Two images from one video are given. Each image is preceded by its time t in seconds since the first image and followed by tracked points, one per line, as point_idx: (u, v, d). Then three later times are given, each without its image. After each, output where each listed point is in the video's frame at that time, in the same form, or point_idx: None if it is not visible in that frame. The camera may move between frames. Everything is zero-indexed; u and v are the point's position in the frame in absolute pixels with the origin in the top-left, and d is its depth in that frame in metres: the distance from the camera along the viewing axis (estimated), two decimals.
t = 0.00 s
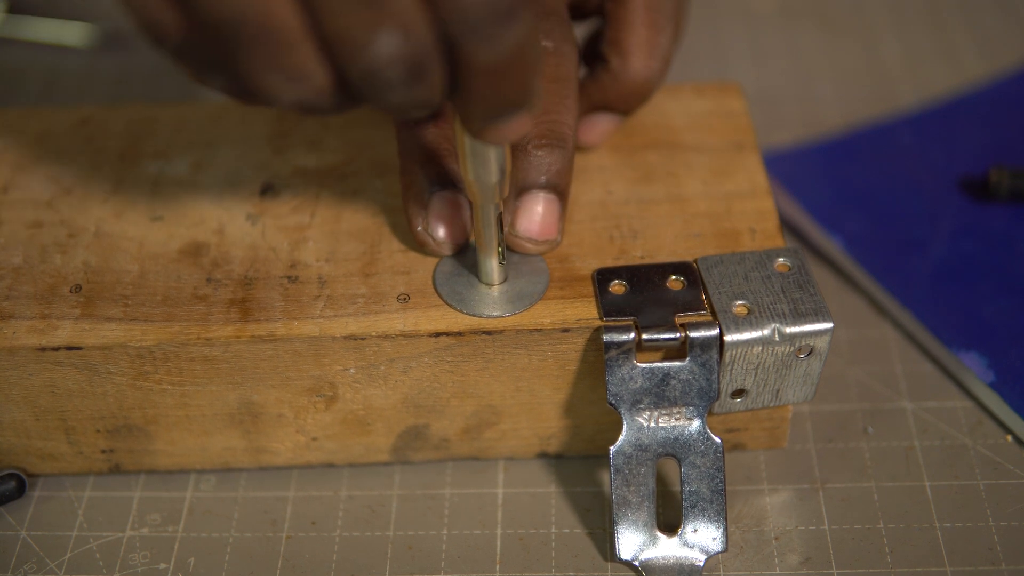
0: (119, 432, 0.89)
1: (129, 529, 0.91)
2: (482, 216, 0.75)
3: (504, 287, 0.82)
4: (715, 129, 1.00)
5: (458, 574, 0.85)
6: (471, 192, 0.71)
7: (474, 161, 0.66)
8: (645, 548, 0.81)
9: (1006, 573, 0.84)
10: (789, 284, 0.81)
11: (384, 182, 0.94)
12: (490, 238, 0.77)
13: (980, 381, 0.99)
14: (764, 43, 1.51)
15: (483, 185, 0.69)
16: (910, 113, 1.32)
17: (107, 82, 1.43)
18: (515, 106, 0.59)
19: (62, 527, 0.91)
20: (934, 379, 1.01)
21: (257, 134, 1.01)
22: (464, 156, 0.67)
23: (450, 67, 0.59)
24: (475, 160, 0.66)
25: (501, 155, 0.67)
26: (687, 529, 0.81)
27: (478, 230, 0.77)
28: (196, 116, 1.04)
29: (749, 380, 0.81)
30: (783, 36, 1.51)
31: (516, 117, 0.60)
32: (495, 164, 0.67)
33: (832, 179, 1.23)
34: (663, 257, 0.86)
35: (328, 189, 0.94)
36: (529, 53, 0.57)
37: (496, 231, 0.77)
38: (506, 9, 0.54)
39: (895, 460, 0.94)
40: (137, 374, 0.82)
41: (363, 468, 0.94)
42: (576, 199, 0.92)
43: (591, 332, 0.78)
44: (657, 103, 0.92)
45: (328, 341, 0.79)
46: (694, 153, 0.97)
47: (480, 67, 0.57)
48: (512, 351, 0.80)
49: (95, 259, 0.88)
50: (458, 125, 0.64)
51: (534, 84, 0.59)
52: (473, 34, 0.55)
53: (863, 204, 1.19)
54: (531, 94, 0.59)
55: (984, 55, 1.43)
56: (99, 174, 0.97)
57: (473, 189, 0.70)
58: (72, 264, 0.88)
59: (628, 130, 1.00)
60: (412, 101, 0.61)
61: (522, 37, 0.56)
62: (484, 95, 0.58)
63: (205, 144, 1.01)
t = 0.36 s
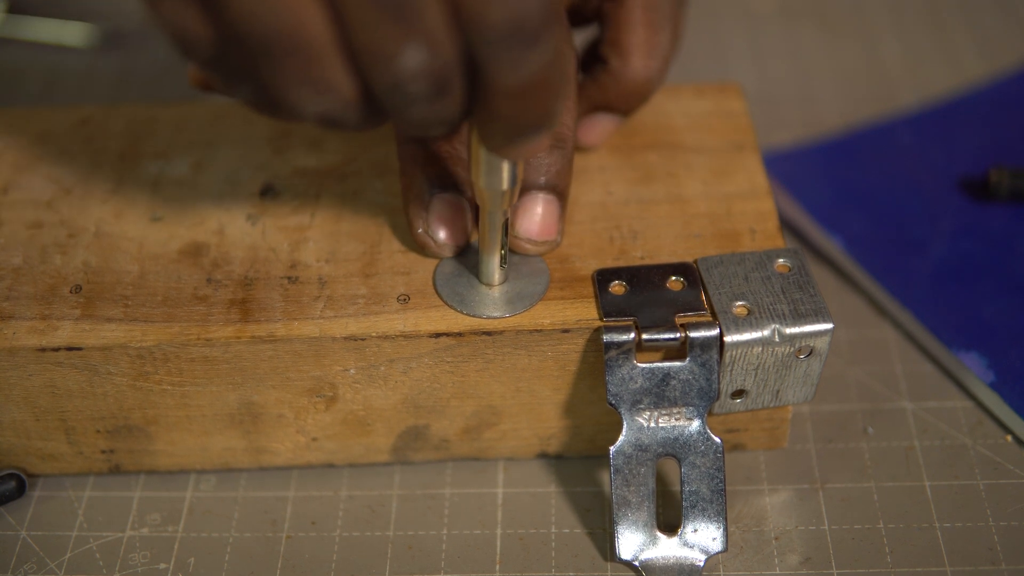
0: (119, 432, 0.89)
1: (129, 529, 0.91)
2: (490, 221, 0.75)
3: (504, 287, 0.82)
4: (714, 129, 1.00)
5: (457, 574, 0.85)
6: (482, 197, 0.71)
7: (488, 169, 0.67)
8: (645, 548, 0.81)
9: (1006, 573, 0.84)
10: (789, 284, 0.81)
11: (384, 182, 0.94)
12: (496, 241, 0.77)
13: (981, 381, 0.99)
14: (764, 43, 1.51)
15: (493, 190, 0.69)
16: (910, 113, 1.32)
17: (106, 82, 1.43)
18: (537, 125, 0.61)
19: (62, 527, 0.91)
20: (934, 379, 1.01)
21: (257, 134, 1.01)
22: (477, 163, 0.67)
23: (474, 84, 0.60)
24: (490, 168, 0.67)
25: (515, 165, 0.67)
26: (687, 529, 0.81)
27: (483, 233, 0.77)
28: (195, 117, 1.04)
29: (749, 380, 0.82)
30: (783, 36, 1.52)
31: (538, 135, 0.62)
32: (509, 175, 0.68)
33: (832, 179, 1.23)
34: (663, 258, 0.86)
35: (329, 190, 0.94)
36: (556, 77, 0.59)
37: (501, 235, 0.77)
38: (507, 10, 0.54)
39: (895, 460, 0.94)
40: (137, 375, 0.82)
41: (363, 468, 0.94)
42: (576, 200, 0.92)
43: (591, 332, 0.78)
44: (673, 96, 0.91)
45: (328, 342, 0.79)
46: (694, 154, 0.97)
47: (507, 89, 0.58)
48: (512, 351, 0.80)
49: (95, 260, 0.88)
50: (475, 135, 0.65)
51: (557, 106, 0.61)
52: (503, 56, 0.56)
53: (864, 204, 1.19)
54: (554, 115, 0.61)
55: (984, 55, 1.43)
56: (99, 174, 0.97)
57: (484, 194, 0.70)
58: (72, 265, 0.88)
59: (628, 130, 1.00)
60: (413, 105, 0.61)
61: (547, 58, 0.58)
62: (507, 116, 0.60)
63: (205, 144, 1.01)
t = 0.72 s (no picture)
0: (119, 432, 0.89)
1: (129, 529, 0.91)
2: (484, 221, 0.75)
3: (504, 288, 0.82)
4: (715, 129, 1.00)
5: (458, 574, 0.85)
6: (472, 197, 0.71)
7: (474, 170, 0.66)
8: (645, 548, 0.81)
9: (1006, 572, 0.84)
10: (789, 284, 0.81)
11: (384, 182, 0.94)
12: (491, 240, 0.77)
13: (980, 381, 0.99)
14: (764, 43, 1.51)
15: (482, 190, 0.69)
16: (910, 113, 1.32)
17: (107, 83, 1.43)
18: (516, 127, 0.60)
19: (62, 527, 0.91)
20: (934, 378, 1.01)
21: (257, 134, 1.01)
22: (463, 163, 0.67)
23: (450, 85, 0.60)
24: (475, 168, 0.67)
25: (503, 164, 0.67)
26: (687, 530, 0.81)
27: (479, 234, 0.77)
28: (195, 117, 1.04)
29: (749, 380, 0.82)
30: (783, 36, 1.51)
31: (518, 138, 0.61)
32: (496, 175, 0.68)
33: (832, 179, 1.23)
34: (663, 258, 0.86)
35: (328, 189, 0.94)
36: (531, 78, 0.58)
37: (496, 235, 0.77)
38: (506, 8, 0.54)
39: (895, 460, 0.94)
40: (137, 375, 0.82)
41: (363, 468, 0.94)
42: (576, 200, 0.92)
43: (591, 332, 0.78)
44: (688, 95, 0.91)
45: (328, 342, 0.79)
46: (694, 153, 0.97)
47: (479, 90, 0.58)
48: (512, 352, 0.80)
49: (95, 259, 0.88)
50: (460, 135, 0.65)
51: (537, 108, 0.60)
52: (476, 57, 0.56)
53: (863, 204, 1.19)
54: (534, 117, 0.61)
55: (984, 55, 1.43)
56: (99, 173, 0.97)
57: (474, 194, 0.70)
58: (72, 265, 0.88)
59: (628, 130, 1.00)
60: (408, 103, 0.61)
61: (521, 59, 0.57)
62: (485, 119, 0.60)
63: (205, 144, 1.01)
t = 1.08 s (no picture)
0: (119, 432, 0.89)
1: (129, 529, 0.91)
2: (480, 218, 0.75)
3: (504, 288, 0.82)
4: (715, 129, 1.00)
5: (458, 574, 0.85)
6: (467, 194, 0.71)
7: (468, 167, 0.67)
8: (645, 548, 0.81)
9: (1006, 573, 0.84)
10: (789, 284, 0.81)
11: (384, 182, 0.94)
12: (489, 238, 0.77)
13: (980, 381, 0.99)
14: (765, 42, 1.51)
15: (476, 186, 0.69)
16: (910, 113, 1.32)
17: (107, 83, 1.43)
18: (504, 122, 0.61)
19: (62, 527, 0.91)
20: (934, 379, 1.01)
21: (257, 135, 1.01)
22: (456, 161, 0.67)
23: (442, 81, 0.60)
24: (468, 164, 0.67)
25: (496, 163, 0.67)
26: (687, 530, 0.81)
27: (477, 234, 0.77)
28: (195, 117, 1.04)
29: (749, 381, 0.82)
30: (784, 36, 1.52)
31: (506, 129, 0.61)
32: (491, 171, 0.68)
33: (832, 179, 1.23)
34: (663, 258, 0.86)
35: (328, 190, 0.94)
36: (521, 72, 0.59)
37: (494, 233, 0.77)
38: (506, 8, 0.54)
39: (895, 460, 0.94)
40: (138, 375, 0.82)
41: (363, 468, 0.94)
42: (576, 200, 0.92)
43: (591, 332, 0.78)
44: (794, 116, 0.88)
45: (327, 342, 0.79)
46: (694, 153, 0.97)
47: (470, 85, 0.58)
48: (512, 352, 0.80)
49: (95, 260, 0.88)
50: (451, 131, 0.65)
51: (526, 104, 0.61)
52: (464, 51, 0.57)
53: (863, 204, 1.19)
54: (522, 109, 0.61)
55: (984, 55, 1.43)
56: (99, 173, 0.97)
57: (469, 191, 0.70)
58: (72, 265, 0.88)
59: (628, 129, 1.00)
60: (396, 98, 0.62)
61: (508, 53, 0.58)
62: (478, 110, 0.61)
63: (205, 144, 1.01)
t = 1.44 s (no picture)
0: (119, 432, 0.89)
1: (130, 529, 0.91)
2: (483, 219, 0.75)
3: (504, 287, 0.82)
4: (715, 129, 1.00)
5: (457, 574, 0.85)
6: (472, 194, 0.71)
7: (475, 166, 0.66)
8: (645, 548, 0.81)
9: (1006, 573, 0.84)
10: (789, 284, 0.81)
11: (384, 182, 0.94)
12: (491, 238, 0.77)
13: (980, 381, 0.99)
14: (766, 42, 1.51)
15: (482, 186, 0.69)
16: (910, 113, 1.32)
17: (107, 83, 1.43)
18: (515, 122, 0.61)
19: (62, 528, 0.91)
20: (934, 378, 1.01)
21: (257, 135, 1.01)
22: (463, 160, 0.67)
23: (453, 82, 0.60)
24: (475, 163, 0.67)
25: (502, 162, 0.67)
26: (687, 530, 0.81)
27: (480, 234, 0.77)
28: (195, 117, 1.04)
29: (749, 380, 0.82)
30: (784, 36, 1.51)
31: (517, 130, 0.61)
32: (497, 169, 0.68)
33: (832, 178, 1.23)
34: (663, 258, 0.86)
35: (328, 190, 0.94)
36: (534, 72, 0.59)
37: (497, 232, 0.77)
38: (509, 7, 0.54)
39: (895, 460, 0.94)
40: (138, 375, 0.82)
41: (363, 468, 0.94)
42: (577, 200, 0.92)
43: (591, 332, 0.78)
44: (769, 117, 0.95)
45: (328, 342, 0.79)
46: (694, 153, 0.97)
47: (482, 85, 0.58)
48: (512, 352, 0.80)
49: (95, 260, 0.88)
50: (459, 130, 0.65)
51: (537, 103, 0.61)
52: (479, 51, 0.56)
53: (863, 204, 1.19)
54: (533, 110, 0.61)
55: (984, 55, 1.43)
56: (99, 173, 0.97)
57: (474, 190, 0.70)
58: (72, 265, 0.88)
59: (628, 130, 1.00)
60: (408, 98, 0.61)
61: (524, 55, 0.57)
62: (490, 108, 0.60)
63: (205, 144, 1.01)
